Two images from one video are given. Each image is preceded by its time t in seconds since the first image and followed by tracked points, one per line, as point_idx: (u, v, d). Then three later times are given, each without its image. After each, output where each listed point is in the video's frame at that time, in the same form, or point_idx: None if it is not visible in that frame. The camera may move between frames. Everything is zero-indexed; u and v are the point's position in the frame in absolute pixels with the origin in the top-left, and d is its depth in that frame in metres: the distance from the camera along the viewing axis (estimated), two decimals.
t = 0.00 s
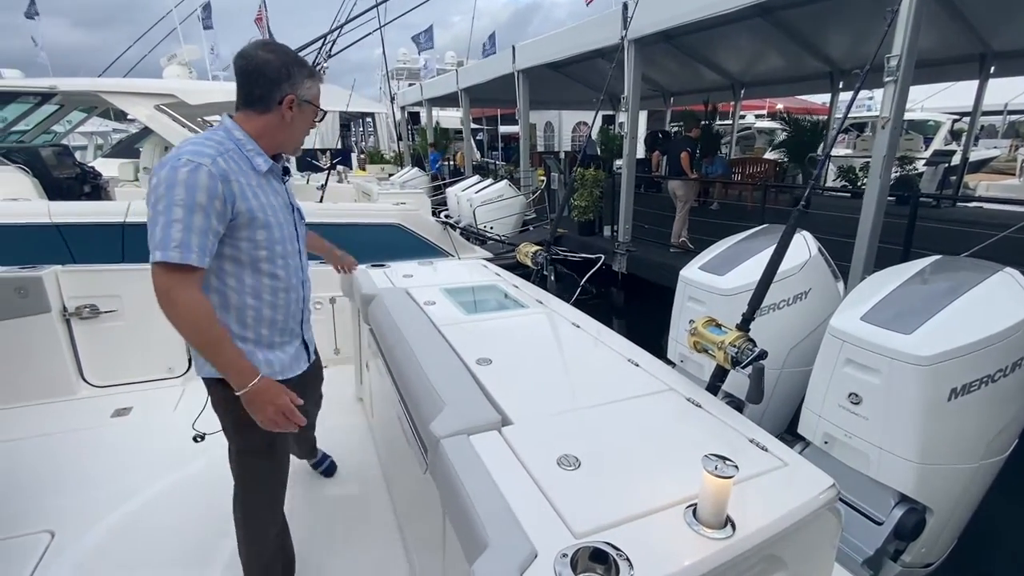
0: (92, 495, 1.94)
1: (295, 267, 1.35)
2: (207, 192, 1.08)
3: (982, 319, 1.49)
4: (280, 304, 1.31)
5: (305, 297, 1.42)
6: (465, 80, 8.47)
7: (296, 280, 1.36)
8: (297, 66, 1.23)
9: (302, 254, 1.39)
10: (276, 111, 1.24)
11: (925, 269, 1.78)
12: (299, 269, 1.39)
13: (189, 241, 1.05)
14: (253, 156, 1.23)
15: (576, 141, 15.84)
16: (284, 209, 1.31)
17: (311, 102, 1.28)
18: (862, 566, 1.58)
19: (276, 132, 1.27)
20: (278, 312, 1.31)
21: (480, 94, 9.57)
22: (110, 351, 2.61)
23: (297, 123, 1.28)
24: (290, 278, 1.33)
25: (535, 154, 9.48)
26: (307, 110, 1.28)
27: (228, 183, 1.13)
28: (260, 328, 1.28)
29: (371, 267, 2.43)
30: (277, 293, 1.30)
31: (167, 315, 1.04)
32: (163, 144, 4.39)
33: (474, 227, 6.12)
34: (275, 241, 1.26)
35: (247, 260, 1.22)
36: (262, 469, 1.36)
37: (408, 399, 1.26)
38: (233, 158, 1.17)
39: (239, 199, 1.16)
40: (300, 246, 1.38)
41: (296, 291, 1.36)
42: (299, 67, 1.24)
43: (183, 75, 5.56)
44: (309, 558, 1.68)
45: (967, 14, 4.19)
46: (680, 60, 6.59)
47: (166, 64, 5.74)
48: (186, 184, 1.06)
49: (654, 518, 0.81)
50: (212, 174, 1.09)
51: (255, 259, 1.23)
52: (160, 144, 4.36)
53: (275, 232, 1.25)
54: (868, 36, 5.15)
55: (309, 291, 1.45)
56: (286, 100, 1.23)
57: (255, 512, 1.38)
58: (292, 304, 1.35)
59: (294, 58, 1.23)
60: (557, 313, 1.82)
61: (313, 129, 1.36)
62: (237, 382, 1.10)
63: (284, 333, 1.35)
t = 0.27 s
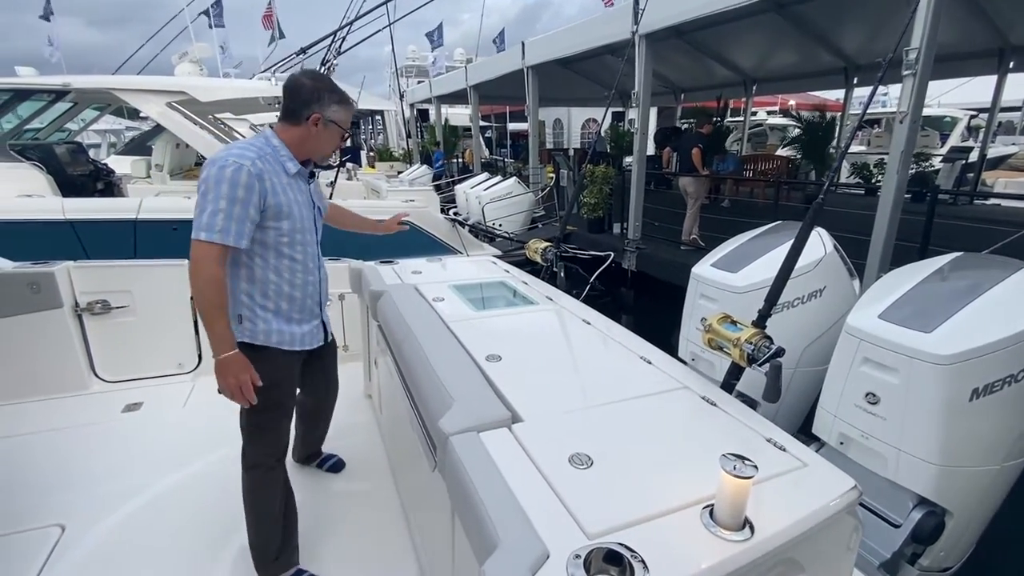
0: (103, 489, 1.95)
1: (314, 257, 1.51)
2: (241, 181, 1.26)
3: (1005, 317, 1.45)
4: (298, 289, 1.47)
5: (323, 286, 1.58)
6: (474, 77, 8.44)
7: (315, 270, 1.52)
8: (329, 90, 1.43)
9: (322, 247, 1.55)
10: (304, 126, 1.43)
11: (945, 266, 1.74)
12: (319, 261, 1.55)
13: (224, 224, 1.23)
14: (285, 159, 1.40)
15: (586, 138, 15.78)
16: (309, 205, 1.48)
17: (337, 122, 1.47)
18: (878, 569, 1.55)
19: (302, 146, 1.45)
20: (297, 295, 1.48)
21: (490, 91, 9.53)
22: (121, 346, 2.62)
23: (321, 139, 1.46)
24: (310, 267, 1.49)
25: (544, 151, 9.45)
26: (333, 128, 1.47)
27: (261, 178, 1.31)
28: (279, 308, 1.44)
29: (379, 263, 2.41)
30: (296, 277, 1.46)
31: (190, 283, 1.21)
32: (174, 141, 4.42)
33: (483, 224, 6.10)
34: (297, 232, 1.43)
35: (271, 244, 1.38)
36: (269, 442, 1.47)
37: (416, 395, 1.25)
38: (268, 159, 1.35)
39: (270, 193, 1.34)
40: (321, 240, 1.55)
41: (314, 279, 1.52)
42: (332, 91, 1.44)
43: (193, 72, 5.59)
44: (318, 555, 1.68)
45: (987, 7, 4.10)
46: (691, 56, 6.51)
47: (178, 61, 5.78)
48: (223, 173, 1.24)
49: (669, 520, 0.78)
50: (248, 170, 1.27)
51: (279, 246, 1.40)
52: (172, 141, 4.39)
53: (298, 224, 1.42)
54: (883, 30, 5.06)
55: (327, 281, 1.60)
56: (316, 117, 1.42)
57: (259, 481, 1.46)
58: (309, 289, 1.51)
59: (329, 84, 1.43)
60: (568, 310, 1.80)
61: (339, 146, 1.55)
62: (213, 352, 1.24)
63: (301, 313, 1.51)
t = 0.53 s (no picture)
0: (117, 483, 1.97)
1: (313, 237, 1.69)
2: (250, 152, 1.47)
3: None
4: (292, 262, 1.64)
5: (321, 267, 1.74)
6: (484, 74, 8.42)
7: (312, 249, 1.69)
8: (355, 92, 1.63)
9: (324, 230, 1.72)
10: (326, 118, 1.63)
11: (964, 265, 1.70)
12: (319, 243, 1.72)
13: (227, 186, 1.44)
14: (300, 144, 1.62)
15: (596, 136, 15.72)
16: (316, 190, 1.67)
17: (356, 121, 1.66)
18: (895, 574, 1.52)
19: (322, 135, 1.65)
20: (290, 268, 1.65)
21: (500, 88, 9.52)
22: (135, 342, 2.65)
23: (339, 132, 1.66)
24: (307, 245, 1.67)
25: (554, 149, 9.43)
26: (351, 126, 1.66)
27: (269, 154, 1.52)
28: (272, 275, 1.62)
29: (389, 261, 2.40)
30: (294, 249, 1.64)
31: (194, 233, 1.44)
32: (187, 139, 4.48)
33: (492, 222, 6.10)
34: (297, 209, 1.61)
35: (273, 215, 1.58)
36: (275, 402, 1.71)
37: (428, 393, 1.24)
38: (281, 141, 1.57)
39: (275, 169, 1.54)
40: (324, 224, 1.72)
41: (310, 257, 1.69)
42: (358, 94, 1.64)
43: (206, 70, 5.63)
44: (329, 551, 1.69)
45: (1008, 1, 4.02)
46: (703, 52, 6.45)
47: (191, 60, 5.83)
48: (237, 143, 1.46)
49: (686, 523, 0.77)
50: (258, 145, 1.49)
51: (278, 218, 1.59)
52: (185, 139, 4.44)
53: (299, 202, 1.61)
54: (900, 25, 4.98)
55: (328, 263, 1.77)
56: (336, 113, 1.63)
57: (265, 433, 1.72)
58: (305, 264, 1.68)
59: (356, 87, 1.63)
60: (579, 308, 1.79)
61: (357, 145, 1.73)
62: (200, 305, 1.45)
63: (296, 285, 1.68)
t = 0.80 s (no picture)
0: (135, 478, 1.99)
1: (316, 233, 1.72)
2: (248, 147, 1.53)
3: None
4: (293, 256, 1.69)
5: (325, 263, 1.77)
6: (495, 72, 8.41)
7: (314, 245, 1.73)
8: (364, 92, 1.64)
9: (328, 227, 1.75)
10: (333, 116, 1.66)
11: (989, 267, 1.67)
12: (323, 239, 1.75)
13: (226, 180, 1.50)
14: (305, 140, 1.66)
15: (606, 134, 15.67)
16: (321, 186, 1.71)
17: (362, 121, 1.67)
18: None
19: (329, 132, 1.68)
20: (291, 262, 1.69)
21: (511, 86, 9.51)
22: (152, 339, 2.68)
23: (344, 132, 1.68)
24: (308, 240, 1.71)
25: (565, 147, 9.41)
26: (358, 125, 1.67)
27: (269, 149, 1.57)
28: (273, 269, 1.68)
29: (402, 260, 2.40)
30: (295, 244, 1.68)
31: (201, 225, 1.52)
32: (201, 137, 4.52)
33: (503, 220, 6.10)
34: (297, 205, 1.66)
35: (275, 209, 1.64)
36: (266, 389, 1.81)
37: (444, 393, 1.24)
38: (284, 137, 1.62)
39: (275, 164, 1.59)
40: (328, 221, 1.75)
41: (313, 252, 1.72)
42: (367, 94, 1.64)
43: (220, 69, 5.67)
44: (344, 550, 1.69)
45: None
46: (716, 49, 6.41)
47: (205, 58, 5.87)
48: (238, 139, 1.53)
49: (712, 528, 0.76)
50: (257, 140, 1.55)
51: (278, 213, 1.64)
52: (200, 137, 4.48)
53: (300, 197, 1.65)
54: (919, 20, 4.90)
55: (333, 259, 1.80)
56: (342, 112, 1.64)
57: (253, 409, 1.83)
58: (306, 258, 1.71)
59: (366, 87, 1.64)
60: (594, 308, 1.78)
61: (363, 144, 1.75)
62: (222, 290, 1.55)
63: (298, 279, 1.72)
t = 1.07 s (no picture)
0: (155, 476, 2.01)
1: (315, 232, 1.72)
2: (238, 152, 1.52)
3: None
4: (294, 258, 1.69)
5: (327, 262, 1.78)
6: (507, 69, 8.40)
7: (315, 244, 1.73)
8: (344, 80, 1.62)
9: (327, 226, 1.75)
10: (317, 110, 1.65)
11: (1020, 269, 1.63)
12: (323, 238, 1.75)
13: (220, 187, 1.50)
14: (294, 139, 1.65)
15: (617, 131, 15.61)
16: (316, 186, 1.70)
17: (346, 110, 1.64)
18: None
19: (315, 127, 1.68)
20: (294, 264, 1.70)
21: (523, 84, 9.49)
22: (171, 336, 2.71)
23: (329, 124, 1.66)
24: (308, 241, 1.71)
25: (577, 145, 9.38)
26: (341, 115, 1.65)
27: (259, 152, 1.57)
28: (277, 272, 1.68)
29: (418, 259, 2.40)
30: (295, 246, 1.68)
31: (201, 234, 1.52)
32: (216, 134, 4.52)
33: (515, 218, 6.08)
34: (293, 206, 1.65)
35: (271, 212, 1.64)
36: (263, 389, 1.81)
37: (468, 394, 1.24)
38: (273, 138, 1.61)
39: (267, 167, 1.59)
40: (327, 220, 1.75)
41: (314, 253, 1.73)
42: (348, 82, 1.62)
43: (235, 68, 5.71)
44: (363, 550, 1.70)
45: None
46: (730, 46, 6.34)
47: (220, 57, 5.91)
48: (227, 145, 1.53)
49: (749, 538, 0.75)
50: (246, 145, 1.54)
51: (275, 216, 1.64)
52: (216, 136, 4.52)
53: (295, 198, 1.65)
54: (940, 16, 4.83)
55: (336, 257, 1.80)
56: (324, 103, 1.63)
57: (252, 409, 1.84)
58: (307, 259, 1.72)
59: (346, 75, 1.63)
60: (614, 308, 1.78)
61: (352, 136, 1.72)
62: (230, 298, 1.55)
63: (300, 280, 1.73)
